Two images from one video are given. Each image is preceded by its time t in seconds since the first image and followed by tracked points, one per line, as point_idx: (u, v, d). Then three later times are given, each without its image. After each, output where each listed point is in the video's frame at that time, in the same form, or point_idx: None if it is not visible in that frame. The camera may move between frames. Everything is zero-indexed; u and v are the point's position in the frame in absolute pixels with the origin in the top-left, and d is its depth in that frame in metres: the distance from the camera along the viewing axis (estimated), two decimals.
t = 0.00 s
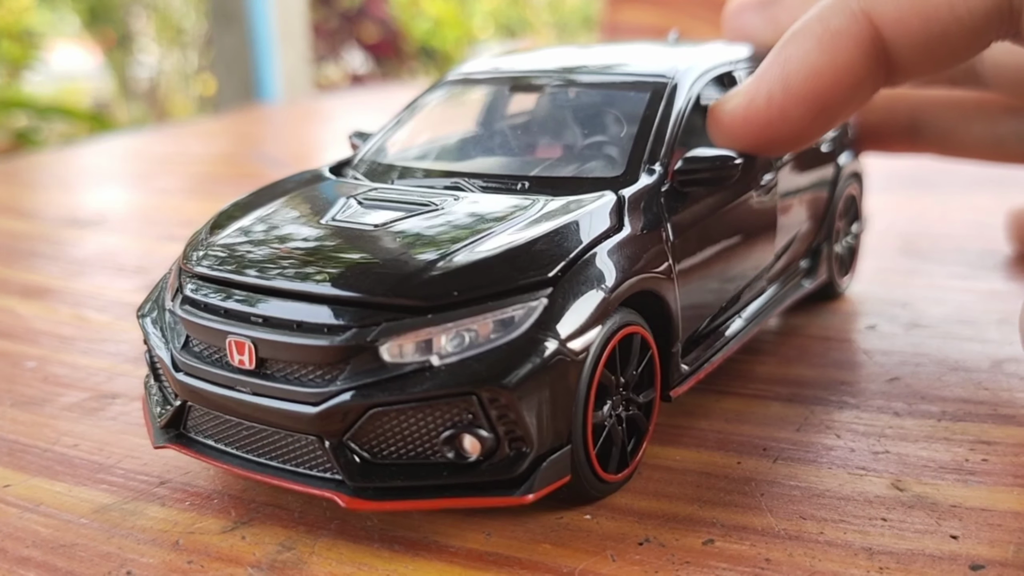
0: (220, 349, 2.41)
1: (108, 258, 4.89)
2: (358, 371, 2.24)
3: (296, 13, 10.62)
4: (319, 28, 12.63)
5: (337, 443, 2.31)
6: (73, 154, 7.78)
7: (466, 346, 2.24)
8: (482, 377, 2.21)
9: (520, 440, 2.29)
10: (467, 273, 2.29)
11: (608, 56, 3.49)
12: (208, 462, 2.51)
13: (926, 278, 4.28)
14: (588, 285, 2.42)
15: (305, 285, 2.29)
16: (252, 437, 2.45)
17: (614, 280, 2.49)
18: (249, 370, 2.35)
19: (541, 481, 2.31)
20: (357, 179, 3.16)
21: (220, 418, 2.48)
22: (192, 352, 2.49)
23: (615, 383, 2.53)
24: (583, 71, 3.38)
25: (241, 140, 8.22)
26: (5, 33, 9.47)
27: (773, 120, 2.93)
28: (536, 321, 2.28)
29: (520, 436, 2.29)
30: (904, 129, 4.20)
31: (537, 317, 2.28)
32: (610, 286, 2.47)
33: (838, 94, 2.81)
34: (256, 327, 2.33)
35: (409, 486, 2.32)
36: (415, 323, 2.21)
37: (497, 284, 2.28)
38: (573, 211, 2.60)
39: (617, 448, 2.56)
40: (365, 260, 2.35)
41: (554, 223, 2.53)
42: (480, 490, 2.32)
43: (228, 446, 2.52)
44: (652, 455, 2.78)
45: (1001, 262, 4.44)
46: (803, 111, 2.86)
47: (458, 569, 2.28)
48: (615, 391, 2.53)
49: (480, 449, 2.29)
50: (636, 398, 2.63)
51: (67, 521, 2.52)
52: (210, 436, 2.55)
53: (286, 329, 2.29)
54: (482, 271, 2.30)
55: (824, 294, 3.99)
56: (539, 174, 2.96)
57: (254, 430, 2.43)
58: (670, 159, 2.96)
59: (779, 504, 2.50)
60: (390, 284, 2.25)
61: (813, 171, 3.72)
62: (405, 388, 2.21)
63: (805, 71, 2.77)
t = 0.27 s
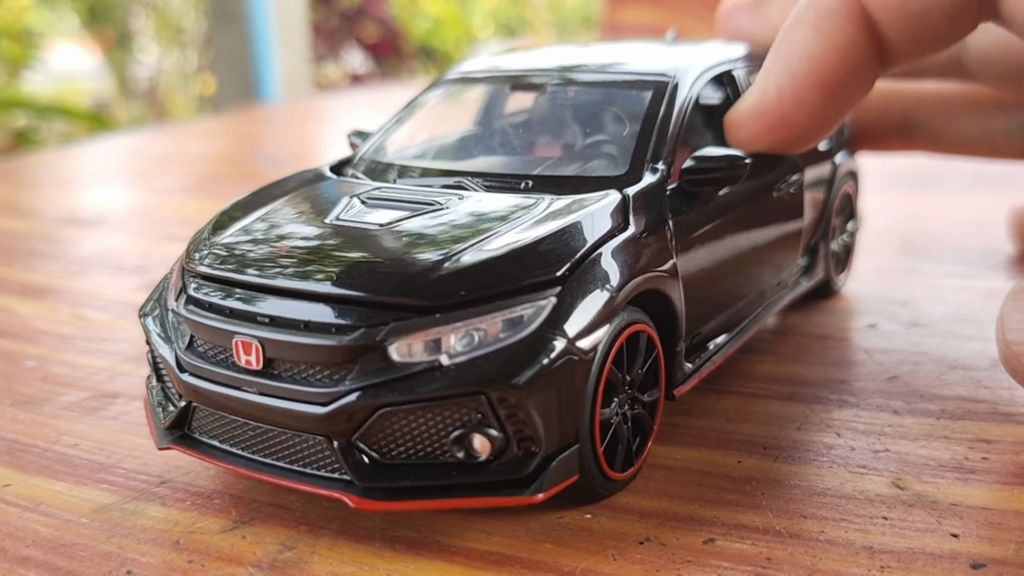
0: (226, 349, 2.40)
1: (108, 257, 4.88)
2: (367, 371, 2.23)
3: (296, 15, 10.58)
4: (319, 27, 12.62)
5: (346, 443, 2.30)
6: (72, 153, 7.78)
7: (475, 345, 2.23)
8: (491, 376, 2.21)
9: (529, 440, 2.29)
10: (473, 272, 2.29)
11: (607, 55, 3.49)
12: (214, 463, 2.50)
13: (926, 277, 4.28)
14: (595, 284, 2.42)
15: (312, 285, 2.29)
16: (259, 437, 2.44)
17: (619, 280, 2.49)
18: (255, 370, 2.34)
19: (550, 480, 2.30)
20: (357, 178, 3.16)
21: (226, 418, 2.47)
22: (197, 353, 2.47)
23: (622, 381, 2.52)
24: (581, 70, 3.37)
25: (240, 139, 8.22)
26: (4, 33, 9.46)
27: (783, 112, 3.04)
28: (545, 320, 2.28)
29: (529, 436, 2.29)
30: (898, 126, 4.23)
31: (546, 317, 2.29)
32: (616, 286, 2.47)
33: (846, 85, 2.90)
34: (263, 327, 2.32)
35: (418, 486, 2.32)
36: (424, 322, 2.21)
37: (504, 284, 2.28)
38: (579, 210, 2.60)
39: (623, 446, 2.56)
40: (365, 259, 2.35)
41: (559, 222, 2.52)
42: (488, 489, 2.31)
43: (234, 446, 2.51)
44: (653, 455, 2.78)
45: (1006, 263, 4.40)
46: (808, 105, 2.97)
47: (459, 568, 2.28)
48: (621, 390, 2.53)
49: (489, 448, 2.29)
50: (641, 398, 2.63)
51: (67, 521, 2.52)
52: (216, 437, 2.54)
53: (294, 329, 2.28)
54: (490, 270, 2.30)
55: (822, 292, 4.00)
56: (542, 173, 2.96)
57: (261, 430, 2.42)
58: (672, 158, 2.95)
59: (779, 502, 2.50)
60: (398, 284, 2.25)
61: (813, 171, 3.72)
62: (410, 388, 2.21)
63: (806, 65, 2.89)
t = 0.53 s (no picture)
0: (260, 353, 2.34)
1: (108, 257, 4.88)
2: (408, 373, 2.18)
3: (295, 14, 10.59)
4: (319, 27, 12.61)
5: (389, 446, 2.26)
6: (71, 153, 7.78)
7: (518, 346, 2.19)
8: (536, 377, 2.18)
9: (573, 440, 2.27)
10: (511, 271, 2.24)
11: (611, 54, 3.47)
12: (248, 469, 2.46)
13: (927, 276, 4.27)
14: (631, 284, 2.38)
15: (346, 286, 2.24)
16: (296, 442, 2.39)
17: (653, 279, 2.46)
18: (292, 374, 2.28)
19: (594, 480, 2.28)
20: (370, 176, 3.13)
21: (261, 424, 2.42)
22: (228, 357, 2.40)
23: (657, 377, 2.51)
24: (584, 68, 3.36)
25: (240, 139, 8.21)
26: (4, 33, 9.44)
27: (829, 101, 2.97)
28: (587, 319, 2.25)
29: (573, 436, 2.26)
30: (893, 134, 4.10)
31: (587, 316, 2.25)
32: (650, 284, 2.44)
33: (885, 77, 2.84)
34: (299, 330, 2.26)
35: (463, 488, 2.29)
36: (467, 323, 2.16)
37: (544, 283, 2.24)
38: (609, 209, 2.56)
39: (659, 443, 2.54)
40: (371, 258, 2.32)
41: (593, 221, 2.48)
42: (534, 491, 2.29)
43: (266, 451, 2.47)
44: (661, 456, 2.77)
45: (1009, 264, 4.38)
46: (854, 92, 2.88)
47: (460, 569, 2.27)
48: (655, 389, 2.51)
49: (533, 449, 2.26)
50: (673, 398, 2.60)
51: (66, 522, 2.51)
52: (248, 443, 2.50)
53: (332, 331, 2.23)
54: (529, 267, 2.26)
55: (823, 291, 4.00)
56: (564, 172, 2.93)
57: (297, 435, 2.37)
58: (694, 157, 2.93)
59: (780, 503, 2.49)
60: (440, 283, 2.20)
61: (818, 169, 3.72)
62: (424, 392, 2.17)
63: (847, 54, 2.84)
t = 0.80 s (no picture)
0: (274, 351, 2.33)
1: (106, 256, 4.88)
2: (427, 370, 2.17)
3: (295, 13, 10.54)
4: (318, 26, 12.59)
5: (406, 442, 2.25)
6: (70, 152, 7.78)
7: (536, 341, 2.18)
8: (555, 372, 2.17)
9: (592, 435, 2.26)
10: (527, 266, 2.23)
11: (613, 51, 3.47)
12: (263, 470, 2.44)
13: (927, 275, 4.26)
14: (647, 279, 2.38)
15: (359, 283, 2.23)
16: (311, 441, 2.38)
17: (668, 272, 2.45)
18: (308, 372, 2.27)
19: (612, 475, 2.28)
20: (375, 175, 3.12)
21: (275, 423, 2.41)
22: (241, 357, 2.39)
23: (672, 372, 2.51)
24: (586, 66, 3.37)
25: (239, 138, 8.20)
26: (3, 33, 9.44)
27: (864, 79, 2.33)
28: (603, 314, 2.24)
29: (592, 431, 2.26)
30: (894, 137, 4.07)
31: (604, 310, 2.24)
32: (665, 278, 2.43)
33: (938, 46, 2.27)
34: (315, 328, 2.25)
35: (481, 484, 2.27)
36: (484, 319, 2.15)
37: (561, 276, 2.23)
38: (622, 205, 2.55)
39: (674, 439, 2.54)
40: (379, 256, 2.31)
41: (607, 216, 2.48)
42: (553, 486, 2.27)
43: (280, 451, 2.45)
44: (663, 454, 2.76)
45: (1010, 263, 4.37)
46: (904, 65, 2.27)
47: (457, 568, 2.26)
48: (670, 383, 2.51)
49: (552, 444, 2.24)
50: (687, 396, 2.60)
51: (63, 520, 2.51)
52: (263, 443, 2.48)
53: (349, 329, 2.22)
54: (546, 262, 2.25)
55: (825, 286, 4.02)
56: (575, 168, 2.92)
57: (312, 433, 2.36)
58: (704, 152, 2.93)
59: (778, 501, 2.48)
60: (457, 279, 2.19)
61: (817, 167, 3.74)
62: (428, 388, 2.17)
63: (895, 24, 2.22)
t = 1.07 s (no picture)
0: (261, 352, 2.33)
1: (106, 255, 4.88)
2: (413, 370, 2.17)
3: (296, 14, 10.66)
4: (316, 26, 12.58)
5: (393, 442, 2.25)
6: (71, 152, 7.78)
7: (522, 340, 2.18)
8: (542, 372, 2.17)
9: (579, 435, 2.26)
10: (520, 266, 2.24)
11: (614, 51, 3.47)
12: (250, 470, 2.44)
13: (926, 274, 4.26)
14: (636, 278, 2.38)
15: (350, 284, 2.23)
16: (298, 440, 2.38)
17: (658, 271, 2.45)
18: (295, 372, 2.27)
19: (600, 475, 2.28)
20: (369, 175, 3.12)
21: (262, 423, 2.41)
22: (229, 357, 2.40)
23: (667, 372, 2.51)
24: (586, 66, 3.38)
25: (239, 138, 8.20)
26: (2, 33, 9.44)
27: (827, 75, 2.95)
28: (590, 314, 2.24)
29: (579, 430, 2.26)
30: (894, 137, 4.07)
31: (591, 309, 2.24)
32: (655, 278, 2.43)
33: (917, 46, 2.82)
34: (302, 328, 2.26)
35: (469, 484, 2.27)
36: (471, 318, 2.15)
37: (550, 276, 2.24)
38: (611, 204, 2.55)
39: (670, 439, 2.53)
40: (377, 256, 2.32)
41: (596, 215, 2.48)
42: (541, 486, 2.28)
43: (271, 451, 2.45)
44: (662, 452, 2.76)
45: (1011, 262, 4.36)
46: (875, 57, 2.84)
47: (456, 567, 2.26)
48: (666, 381, 2.51)
49: (539, 444, 2.23)
50: (684, 395, 2.60)
51: (63, 519, 2.51)
52: (251, 443, 2.48)
53: (336, 329, 2.22)
54: (534, 261, 2.26)
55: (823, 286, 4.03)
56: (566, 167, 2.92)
57: (301, 434, 2.36)
58: (696, 152, 2.94)
59: (779, 500, 2.48)
60: (445, 279, 2.20)
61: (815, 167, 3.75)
62: (419, 388, 2.17)
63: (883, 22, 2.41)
